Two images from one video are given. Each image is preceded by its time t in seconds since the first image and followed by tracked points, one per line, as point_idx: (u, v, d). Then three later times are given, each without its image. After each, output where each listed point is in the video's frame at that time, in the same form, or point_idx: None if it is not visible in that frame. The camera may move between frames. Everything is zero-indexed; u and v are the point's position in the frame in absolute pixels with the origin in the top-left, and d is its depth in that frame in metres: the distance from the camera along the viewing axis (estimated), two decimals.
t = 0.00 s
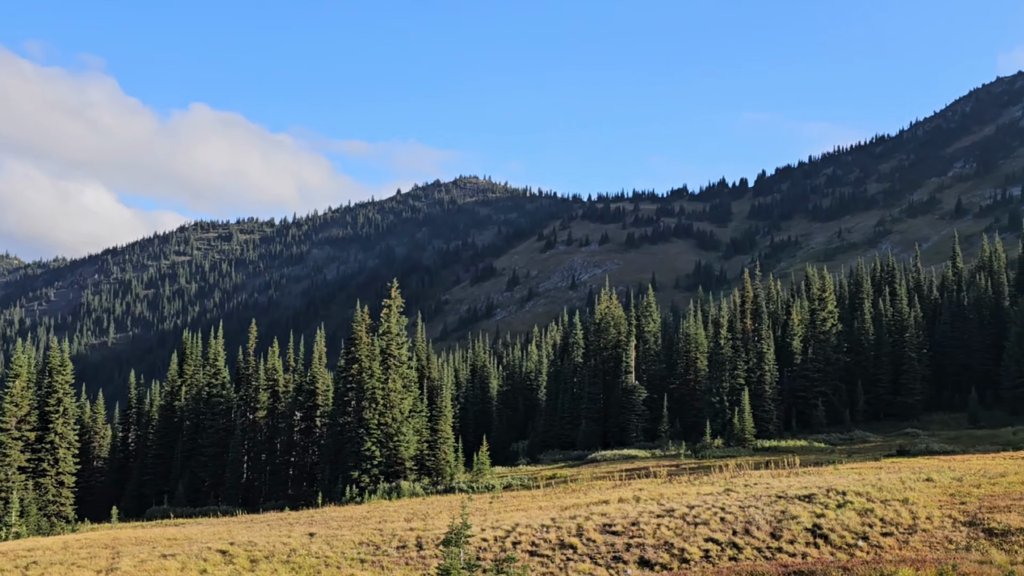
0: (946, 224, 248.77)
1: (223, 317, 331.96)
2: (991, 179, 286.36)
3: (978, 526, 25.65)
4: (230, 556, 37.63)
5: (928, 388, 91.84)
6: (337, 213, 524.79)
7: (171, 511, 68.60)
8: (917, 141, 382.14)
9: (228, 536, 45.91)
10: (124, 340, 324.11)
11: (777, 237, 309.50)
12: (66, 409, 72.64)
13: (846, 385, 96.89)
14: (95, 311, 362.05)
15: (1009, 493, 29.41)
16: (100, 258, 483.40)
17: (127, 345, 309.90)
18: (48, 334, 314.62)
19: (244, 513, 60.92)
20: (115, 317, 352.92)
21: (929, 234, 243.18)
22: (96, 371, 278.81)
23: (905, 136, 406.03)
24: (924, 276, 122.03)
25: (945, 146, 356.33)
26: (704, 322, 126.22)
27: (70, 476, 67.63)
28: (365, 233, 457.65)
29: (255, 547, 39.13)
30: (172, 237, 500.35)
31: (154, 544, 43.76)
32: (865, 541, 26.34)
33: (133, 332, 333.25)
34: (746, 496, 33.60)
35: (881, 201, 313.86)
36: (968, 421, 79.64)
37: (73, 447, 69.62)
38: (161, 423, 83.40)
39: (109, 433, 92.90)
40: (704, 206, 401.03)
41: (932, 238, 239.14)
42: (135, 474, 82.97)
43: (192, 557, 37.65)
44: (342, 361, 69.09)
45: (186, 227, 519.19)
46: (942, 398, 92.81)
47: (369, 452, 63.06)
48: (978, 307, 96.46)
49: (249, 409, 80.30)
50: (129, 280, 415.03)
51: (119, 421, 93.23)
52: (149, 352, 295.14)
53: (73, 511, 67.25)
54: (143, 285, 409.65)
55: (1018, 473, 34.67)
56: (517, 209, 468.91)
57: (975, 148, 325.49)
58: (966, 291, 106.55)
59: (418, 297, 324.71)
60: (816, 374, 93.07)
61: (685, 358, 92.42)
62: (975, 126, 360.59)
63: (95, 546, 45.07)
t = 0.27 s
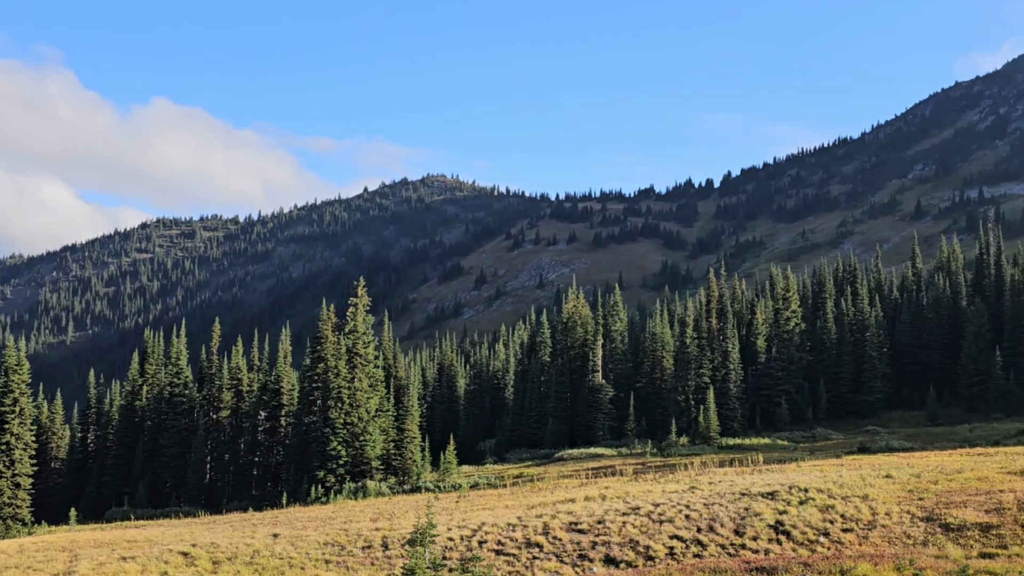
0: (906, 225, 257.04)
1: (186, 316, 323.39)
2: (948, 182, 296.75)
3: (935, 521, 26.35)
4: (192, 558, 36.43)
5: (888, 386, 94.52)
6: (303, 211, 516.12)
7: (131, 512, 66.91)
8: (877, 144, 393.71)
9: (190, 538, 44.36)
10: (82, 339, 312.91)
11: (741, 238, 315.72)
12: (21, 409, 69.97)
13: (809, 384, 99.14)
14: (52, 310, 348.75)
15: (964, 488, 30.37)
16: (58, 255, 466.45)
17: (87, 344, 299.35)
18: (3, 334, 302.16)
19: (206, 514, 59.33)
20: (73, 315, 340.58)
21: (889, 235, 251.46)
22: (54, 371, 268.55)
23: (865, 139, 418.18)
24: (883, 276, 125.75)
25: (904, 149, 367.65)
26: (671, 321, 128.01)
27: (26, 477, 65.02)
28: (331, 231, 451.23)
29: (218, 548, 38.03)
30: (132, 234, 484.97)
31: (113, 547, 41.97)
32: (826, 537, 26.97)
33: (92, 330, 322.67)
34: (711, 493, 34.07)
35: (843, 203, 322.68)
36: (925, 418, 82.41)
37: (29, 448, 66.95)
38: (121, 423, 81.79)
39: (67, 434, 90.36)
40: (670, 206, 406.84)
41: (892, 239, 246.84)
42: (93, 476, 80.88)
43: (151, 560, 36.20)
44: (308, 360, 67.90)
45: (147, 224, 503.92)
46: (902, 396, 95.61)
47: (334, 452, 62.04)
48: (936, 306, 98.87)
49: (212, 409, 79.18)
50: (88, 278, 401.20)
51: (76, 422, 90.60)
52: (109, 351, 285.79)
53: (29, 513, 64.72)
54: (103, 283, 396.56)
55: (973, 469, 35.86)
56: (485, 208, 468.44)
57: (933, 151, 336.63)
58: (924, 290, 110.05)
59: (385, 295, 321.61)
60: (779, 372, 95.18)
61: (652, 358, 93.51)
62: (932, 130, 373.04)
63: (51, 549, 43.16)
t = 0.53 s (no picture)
0: (866, 227, 264.79)
1: (148, 314, 313.84)
2: (908, 185, 306.82)
3: (894, 517, 27.09)
4: (153, 560, 35.19)
5: (850, 385, 96.98)
6: (267, 209, 506.32)
7: (89, 514, 64.78)
8: (839, 147, 404.81)
9: (150, 540, 42.78)
10: (39, 338, 300.78)
11: (706, 238, 321.22)
12: None
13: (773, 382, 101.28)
14: (8, 307, 334.44)
15: (921, 485, 31.34)
16: (16, 253, 449.41)
17: (44, 343, 287.89)
18: None
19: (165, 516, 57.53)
20: (29, 313, 327.22)
21: (850, 237, 258.97)
22: (9, 371, 257.72)
23: (826, 142, 429.93)
24: (844, 277, 129.17)
25: (864, 153, 378.83)
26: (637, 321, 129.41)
27: None
28: (296, 229, 443.64)
29: (179, 551, 36.79)
30: (91, 231, 468.60)
31: (69, 550, 40.19)
32: (788, 534, 27.46)
33: (48, 329, 310.95)
34: (676, 492, 34.47)
35: (806, 205, 330.97)
36: (885, 417, 84.97)
37: None
38: (80, 424, 79.77)
39: (23, 436, 87.73)
40: (637, 206, 411.58)
41: (854, 241, 254.21)
42: (50, 478, 78.53)
43: (109, 564, 34.76)
44: (272, 360, 66.57)
45: (107, 221, 487.33)
46: (862, 395, 98.43)
47: (299, 452, 60.90)
48: (896, 306, 102.65)
49: (174, 409, 77.59)
50: (45, 275, 386.20)
51: (33, 424, 87.78)
52: (69, 350, 274.98)
53: None
54: (61, 281, 382.74)
55: (929, 466, 37.05)
56: (452, 207, 466.81)
57: (893, 155, 348.00)
58: (883, 291, 113.40)
59: (351, 294, 317.65)
60: (743, 372, 97.49)
61: (618, 357, 94.51)
62: (891, 135, 385.07)
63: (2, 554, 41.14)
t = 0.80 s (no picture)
0: (828, 229, 272.71)
1: (107, 313, 304.29)
2: (868, 188, 316.84)
3: (852, 514, 27.76)
4: (110, 563, 33.86)
5: (811, 384, 99.40)
6: (230, 206, 495.27)
7: (44, 517, 62.58)
8: (803, 150, 416.89)
9: (108, 543, 41.11)
10: None
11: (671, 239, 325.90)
12: None
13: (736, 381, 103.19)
14: None
15: (880, 482, 32.27)
16: None
17: None
18: None
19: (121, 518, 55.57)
20: None
21: (811, 239, 266.31)
22: None
23: (790, 144, 441.26)
24: (806, 278, 132.49)
25: (826, 156, 389.39)
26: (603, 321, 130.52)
27: None
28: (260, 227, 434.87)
29: (138, 553, 35.50)
30: (47, 227, 452.19)
31: (21, 554, 38.30)
32: (749, 531, 27.94)
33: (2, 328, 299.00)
34: (641, 490, 34.79)
35: (770, 206, 338.73)
36: (845, 415, 87.44)
37: None
38: (35, 425, 77.45)
39: None
40: (604, 206, 415.41)
41: (816, 242, 261.36)
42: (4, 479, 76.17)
43: (64, 568, 33.25)
44: (235, 359, 64.99)
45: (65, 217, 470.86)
46: (823, 395, 101.07)
47: (262, 452, 59.56)
48: (856, 307, 106.11)
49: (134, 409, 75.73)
50: None
51: None
52: (24, 350, 265.03)
53: None
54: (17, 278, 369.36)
55: (888, 464, 38.14)
56: (419, 206, 463.78)
57: (854, 158, 359.70)
58: (844, 292, 116.58)
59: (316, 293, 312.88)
60: (707, 372, 99.67)
61: (584, 357, 95.23)
62: (853, 138, 399.33)
63: None
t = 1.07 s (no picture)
0: (791, 231, 279.81)
1: (63, 310, 293.21)
2: (829, 191, 325.90)
3: (811, 511, 28.27)
4: (66, 566, 32.48)
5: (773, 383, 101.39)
6: (190, 203, 482.77)
7: None
8: (767, 152, 427.00)
9: (61, 547, 39.32)
10: None
11: (636, 240, 329.77)
12: None
13: (700, 381, 104.82)
14: None
15: (839, 480, 33.05)
16: None
17: None
18: None
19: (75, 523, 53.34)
20: None
21: (774, 240, 272.57)
22: None
23: (755, 146, 452.22)
24: (769, 279, 135.35)
25: (788, 160, 399.07)
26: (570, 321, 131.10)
27: None
28: (223, 224, 424.37)
29: (95, 555, 34.18)
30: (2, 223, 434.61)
31: None
32: (712, 530, 28.32)
33: None
34: (606, 489, 34.99)
35: (734, 208, 345.52)
36: (806, 414, 89.54)
37: None
38: None
39: None
40: (570, 207, 418.44)
41: (779, 244, 267.79)
42: None
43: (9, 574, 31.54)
44: (196, 358, 63.37)
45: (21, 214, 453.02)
46: (785, 394, 103.38)
47: (224, 453, 58.20)
48: (818, 308, 108.98)
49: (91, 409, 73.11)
50: None
51: None
52: None
53: None
54: None
55: (847, 463, 39.06)
56: (385, 204, 459.46)
57: (816, 161, 371.54)
58: (806, 294, 119.42)
59: (280, 292, 307.25)
60: (672, 371, 100.64)
61: (550, 356, 95.64)
62: (817, 140, 413.33)
63: None
